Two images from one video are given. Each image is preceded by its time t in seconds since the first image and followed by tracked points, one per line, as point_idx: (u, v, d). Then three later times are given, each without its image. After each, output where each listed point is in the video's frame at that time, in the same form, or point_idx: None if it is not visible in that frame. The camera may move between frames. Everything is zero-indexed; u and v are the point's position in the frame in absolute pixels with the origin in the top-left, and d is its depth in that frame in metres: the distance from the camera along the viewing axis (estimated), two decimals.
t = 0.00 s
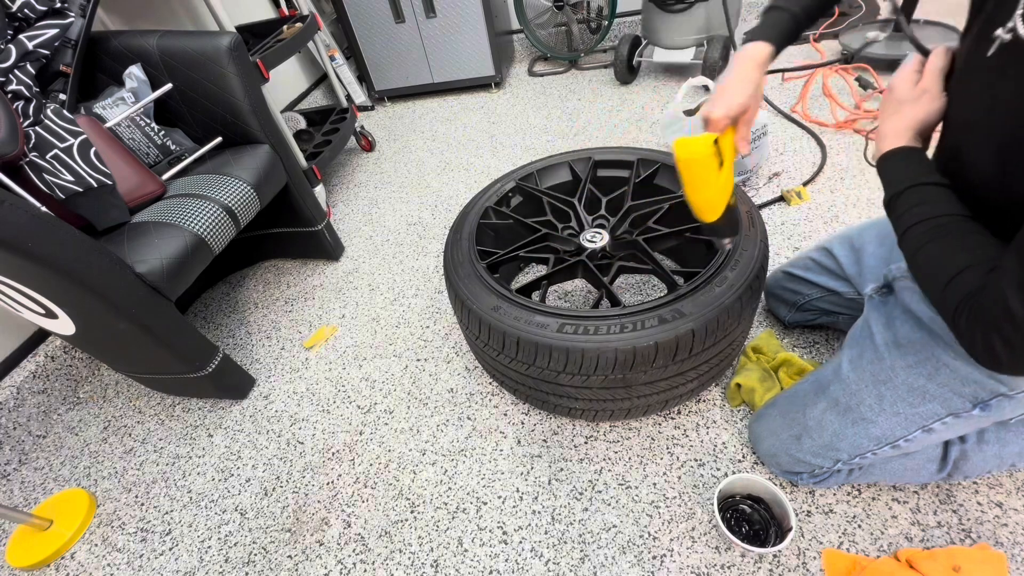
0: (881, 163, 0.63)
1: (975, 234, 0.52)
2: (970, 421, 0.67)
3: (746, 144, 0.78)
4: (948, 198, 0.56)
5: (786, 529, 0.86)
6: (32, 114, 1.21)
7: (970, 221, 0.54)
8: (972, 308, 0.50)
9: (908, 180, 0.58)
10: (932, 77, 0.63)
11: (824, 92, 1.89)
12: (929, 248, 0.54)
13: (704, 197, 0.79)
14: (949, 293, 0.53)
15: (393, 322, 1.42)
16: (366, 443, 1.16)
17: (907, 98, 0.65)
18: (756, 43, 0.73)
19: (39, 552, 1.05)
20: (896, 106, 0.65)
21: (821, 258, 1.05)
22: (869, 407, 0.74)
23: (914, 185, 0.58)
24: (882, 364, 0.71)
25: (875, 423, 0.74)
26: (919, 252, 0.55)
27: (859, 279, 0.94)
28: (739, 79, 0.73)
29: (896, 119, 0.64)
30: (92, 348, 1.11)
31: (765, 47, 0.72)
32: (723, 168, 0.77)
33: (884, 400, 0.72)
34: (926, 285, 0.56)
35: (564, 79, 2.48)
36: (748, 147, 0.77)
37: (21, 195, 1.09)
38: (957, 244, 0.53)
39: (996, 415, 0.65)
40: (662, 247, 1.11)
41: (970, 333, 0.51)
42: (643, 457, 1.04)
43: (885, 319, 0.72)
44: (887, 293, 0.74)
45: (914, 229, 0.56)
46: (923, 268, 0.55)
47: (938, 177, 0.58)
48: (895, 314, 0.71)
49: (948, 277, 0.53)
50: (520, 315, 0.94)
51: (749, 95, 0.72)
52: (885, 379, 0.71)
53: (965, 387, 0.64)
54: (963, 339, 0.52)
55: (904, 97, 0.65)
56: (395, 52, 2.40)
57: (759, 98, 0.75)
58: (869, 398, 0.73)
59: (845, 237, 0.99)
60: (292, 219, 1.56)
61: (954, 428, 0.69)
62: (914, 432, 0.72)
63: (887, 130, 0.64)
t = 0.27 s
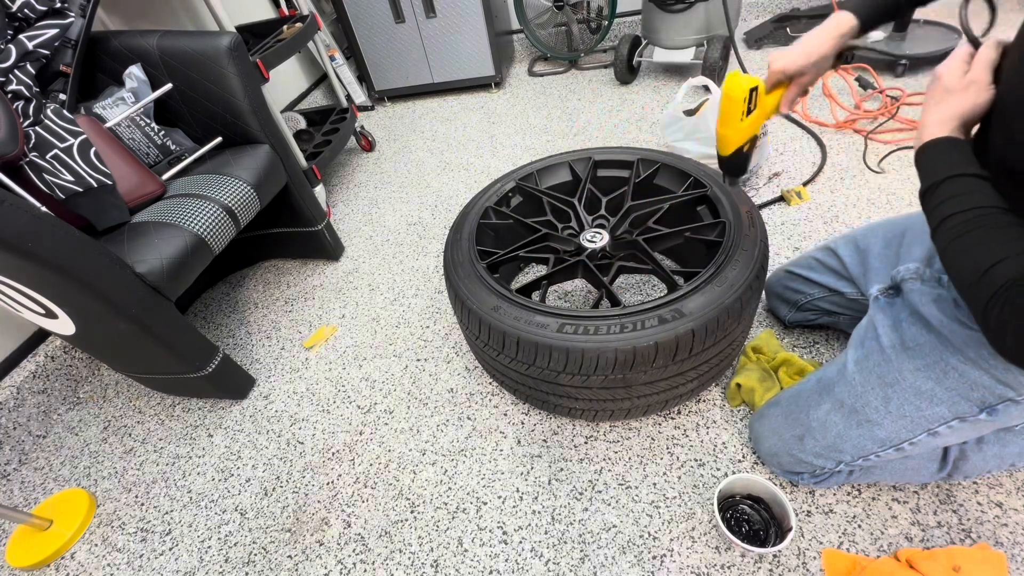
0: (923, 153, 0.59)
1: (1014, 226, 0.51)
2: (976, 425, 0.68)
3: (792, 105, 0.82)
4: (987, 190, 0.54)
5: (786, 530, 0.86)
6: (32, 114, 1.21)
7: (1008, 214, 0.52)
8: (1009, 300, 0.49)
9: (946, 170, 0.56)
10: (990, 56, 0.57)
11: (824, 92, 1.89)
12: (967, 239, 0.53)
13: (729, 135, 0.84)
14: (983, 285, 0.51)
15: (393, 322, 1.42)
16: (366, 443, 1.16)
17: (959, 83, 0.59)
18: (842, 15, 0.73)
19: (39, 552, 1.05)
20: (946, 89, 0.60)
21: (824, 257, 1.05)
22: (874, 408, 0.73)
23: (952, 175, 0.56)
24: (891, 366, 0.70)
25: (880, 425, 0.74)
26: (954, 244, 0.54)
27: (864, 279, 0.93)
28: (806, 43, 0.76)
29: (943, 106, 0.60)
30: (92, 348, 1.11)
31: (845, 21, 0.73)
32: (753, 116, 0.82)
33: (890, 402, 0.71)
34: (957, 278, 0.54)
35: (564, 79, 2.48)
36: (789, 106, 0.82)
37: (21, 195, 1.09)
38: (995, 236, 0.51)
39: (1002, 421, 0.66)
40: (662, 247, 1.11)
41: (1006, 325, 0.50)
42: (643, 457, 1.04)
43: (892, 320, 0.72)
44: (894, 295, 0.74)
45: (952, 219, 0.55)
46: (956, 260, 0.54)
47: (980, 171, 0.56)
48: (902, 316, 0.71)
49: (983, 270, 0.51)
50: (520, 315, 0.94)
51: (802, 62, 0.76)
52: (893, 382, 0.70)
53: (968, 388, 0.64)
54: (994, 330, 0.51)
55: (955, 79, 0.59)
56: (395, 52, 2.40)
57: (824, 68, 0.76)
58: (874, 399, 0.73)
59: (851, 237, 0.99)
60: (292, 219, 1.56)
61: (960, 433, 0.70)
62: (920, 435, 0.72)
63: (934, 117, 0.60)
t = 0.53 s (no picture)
0: (947, 143, 0.59)
1: None
2: (977, 426, 0.68)
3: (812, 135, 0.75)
4: (1012, 184, 0.54)
5: (786, 530, 0.86)
6: (32, 113, 1.21)
7: None
8: None
9: (969, 162, 0.56)
10: (1007, 49, 0.58)
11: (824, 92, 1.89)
12: (989, 231, 0.53)
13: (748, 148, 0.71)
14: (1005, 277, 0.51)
15: (393, 321, 1.42)
16: (366, 443, 1.16)
17: (979, 74, 0.59)
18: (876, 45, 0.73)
19: (39, 552, 1.05)
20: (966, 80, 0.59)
21: (824, 257, 1.05)
22: (875, 409, 0.73)
23: (975, 167, 0.56)
24: (892, 366, 0.70)
25: (881, 425, 0.74)
26: (976, 236, 0.54)
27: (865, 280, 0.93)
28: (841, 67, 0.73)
29: (963, 96, 0.59)
30: (92, 348, 1.10)
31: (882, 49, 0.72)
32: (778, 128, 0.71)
33: (891, 403, 0.71)
34: (978, 270, 0.54)
35: (564, 79, 2.48)
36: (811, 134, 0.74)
37: (21, 195, 1.09)
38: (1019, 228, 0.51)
39: (1003, 421, 0.66)
40: (662, 247, 1.11)
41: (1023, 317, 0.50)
42: (644, 457, 1.04)
43: (894, 320, 0.72)
44: (894, 294, 0.74)
45: (974, 211, 0.55)
46: (978, 252, 0.54)
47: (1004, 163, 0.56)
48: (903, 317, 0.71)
49: (1005, 261, 0.51)
50: (520, 315, 0.94)
51: (840, 81, 0.72)
52: (893, 382, 0.70)
53: (968, 388, 0.64)
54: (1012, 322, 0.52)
55: (975, 70, 0.59)
56: (395, 52, 2.40)
57: (854, 96, 0.73)
58: (875, 400, 0.73)
59: (852, 237, 0.99)
60: (292, 219, 1.56)
61: (961, 433, 0.70)
62: (920, 436, 0.72)
63: (954, 109, 0.60)
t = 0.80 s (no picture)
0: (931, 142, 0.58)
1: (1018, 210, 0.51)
2: (977, 426, 0.68)
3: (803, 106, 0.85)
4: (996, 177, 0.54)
5: (786, 530, 0.86)
6: (32, 113, 1.21)
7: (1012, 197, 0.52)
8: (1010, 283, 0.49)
9: (956, 156, 0.55)
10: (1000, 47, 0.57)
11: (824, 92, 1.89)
12: (972, 223, 0.52)
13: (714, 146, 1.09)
14: (986, 268, 0.51)
15: (393, 321, 1.42)
16: (366, 443, 1.16)
17: (969, 73, 0.58)
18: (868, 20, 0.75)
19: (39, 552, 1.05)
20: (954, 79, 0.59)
21: (826, 257, 1.04)
22: (875, 409, 0.73)
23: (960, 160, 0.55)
24: (892, 366, 0.70)
25: (881, 425, 0.74)
26: (958, 228, 0.54)
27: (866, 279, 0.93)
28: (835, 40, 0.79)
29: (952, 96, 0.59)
30: (92, 348, 1.10)
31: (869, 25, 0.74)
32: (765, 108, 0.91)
33: (891, 403, 0.71)
34: (960, 262, 0.54)
35: (564, 79, 2.48)
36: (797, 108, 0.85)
37: (21, 195, 1.09)
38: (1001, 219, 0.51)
39: (1003, 421, 0.66)
40: (662, 247, 1.11)
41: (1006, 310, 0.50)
42: (644, 457, 1.04)
43: (893, 321, 0.71)
44: (895, 294, 0.72)
45: (956, 204, 0.54)
46: (958, 244, 0.54)
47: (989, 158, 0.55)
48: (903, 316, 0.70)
49: (984, 252, 0.51)
50: (520, 315, 0.94)
51: (823, 56, 0.79)
52: (894, 382, 0.70)
53: (968, 388, 0.64)
54: (993, 314, 0.52)
55: (965, 69, 0.58)
56: (395, 52, 2.40)
57: (841, 70, 0.78)
58: (875, 400, 0.73)
59: (852, 237, 0.99)
60: (292, 219, 1.56)
61: (961, 433, 0.70)
62: (920, 436, 0.72)
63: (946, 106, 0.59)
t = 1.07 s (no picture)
0: (906, 138, 0.59)
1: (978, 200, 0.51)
2: (975, 423, 0.68)
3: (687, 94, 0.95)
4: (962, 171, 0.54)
5: (786, 530, 0.86)
6: (32, 113, 1.21)
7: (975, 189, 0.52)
8: (960, 270, 0.49)
9: (923, 151, 0.56)
10: (946, 49, 0.64)
11: (824, 92, 1.90)
12: (933, 214, 0.53)
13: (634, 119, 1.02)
14: (941, 256, 0.51)
15: (393, 321, 1.42)
16: (366, 443, 1.16)
17: (926, 71, 0.63)
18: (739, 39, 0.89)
19: (39, 552, 1.05)
20: (914, 79, 0.63)
21: (824, 256, 1.05)
22: (873, 407, 0.73)
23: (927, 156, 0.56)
24: (889, 364, 0.71)
25: (879, 423, 0.74)
26: (920, 219, 0.54)
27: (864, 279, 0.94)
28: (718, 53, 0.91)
29: (920, 91, 0.62)
30: (92, 348, 1.11)
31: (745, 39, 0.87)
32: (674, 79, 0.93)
33: (889, 400, 0.71)
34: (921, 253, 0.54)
35: (564, 79, 2.48)
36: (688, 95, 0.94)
37: (21, 195, 1.09)
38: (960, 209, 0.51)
39: (1001, 418, 0.66)
40: (662, 247, 1.11)
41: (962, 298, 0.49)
42: (644, 457, 1.04)
43: (890, 322, 0.70)
44: (893, 293, 0.71)
45: (922, 196, 0.54)
46: (919, 234, 0.54)
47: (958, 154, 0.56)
48: (901, 316, 0.69)
49: (939, 241, 0.51)
50: (520, 315, 0.94)
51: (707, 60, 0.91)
52: (891, 380, 0.70)
53: (968, 387, 0.64)
54: (955, 303, 0.51)
55: (921, 69, 0.64)
56: (395, 52, 2.40)
57: (719, 76, 0.92)
58: (873, 398, 0.73)
59: (851, 236, 1.00)
60: (292, 219, 1.56)
61: (960, 430, 0.70)
62: (918, 433, 0.72)
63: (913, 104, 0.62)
